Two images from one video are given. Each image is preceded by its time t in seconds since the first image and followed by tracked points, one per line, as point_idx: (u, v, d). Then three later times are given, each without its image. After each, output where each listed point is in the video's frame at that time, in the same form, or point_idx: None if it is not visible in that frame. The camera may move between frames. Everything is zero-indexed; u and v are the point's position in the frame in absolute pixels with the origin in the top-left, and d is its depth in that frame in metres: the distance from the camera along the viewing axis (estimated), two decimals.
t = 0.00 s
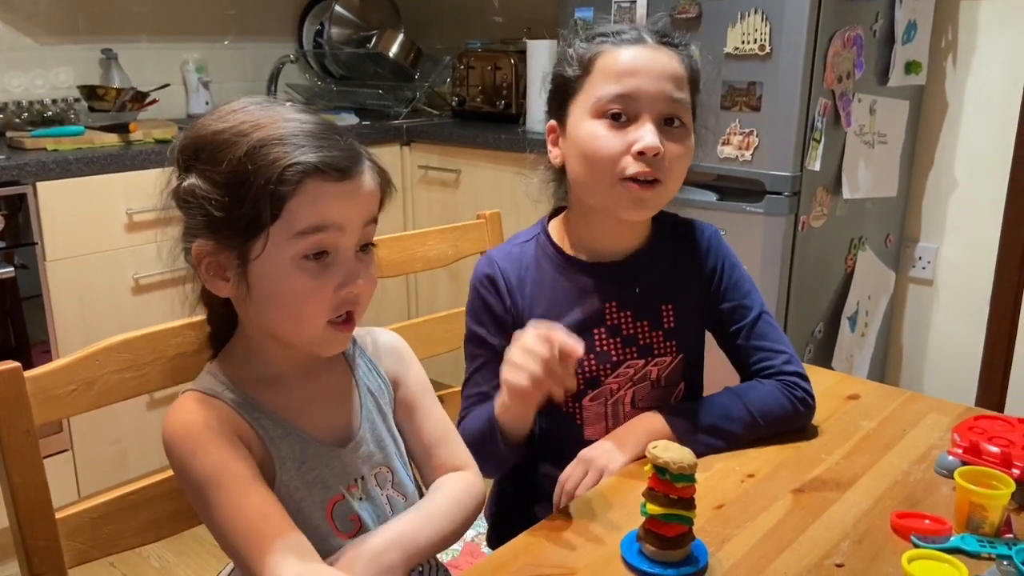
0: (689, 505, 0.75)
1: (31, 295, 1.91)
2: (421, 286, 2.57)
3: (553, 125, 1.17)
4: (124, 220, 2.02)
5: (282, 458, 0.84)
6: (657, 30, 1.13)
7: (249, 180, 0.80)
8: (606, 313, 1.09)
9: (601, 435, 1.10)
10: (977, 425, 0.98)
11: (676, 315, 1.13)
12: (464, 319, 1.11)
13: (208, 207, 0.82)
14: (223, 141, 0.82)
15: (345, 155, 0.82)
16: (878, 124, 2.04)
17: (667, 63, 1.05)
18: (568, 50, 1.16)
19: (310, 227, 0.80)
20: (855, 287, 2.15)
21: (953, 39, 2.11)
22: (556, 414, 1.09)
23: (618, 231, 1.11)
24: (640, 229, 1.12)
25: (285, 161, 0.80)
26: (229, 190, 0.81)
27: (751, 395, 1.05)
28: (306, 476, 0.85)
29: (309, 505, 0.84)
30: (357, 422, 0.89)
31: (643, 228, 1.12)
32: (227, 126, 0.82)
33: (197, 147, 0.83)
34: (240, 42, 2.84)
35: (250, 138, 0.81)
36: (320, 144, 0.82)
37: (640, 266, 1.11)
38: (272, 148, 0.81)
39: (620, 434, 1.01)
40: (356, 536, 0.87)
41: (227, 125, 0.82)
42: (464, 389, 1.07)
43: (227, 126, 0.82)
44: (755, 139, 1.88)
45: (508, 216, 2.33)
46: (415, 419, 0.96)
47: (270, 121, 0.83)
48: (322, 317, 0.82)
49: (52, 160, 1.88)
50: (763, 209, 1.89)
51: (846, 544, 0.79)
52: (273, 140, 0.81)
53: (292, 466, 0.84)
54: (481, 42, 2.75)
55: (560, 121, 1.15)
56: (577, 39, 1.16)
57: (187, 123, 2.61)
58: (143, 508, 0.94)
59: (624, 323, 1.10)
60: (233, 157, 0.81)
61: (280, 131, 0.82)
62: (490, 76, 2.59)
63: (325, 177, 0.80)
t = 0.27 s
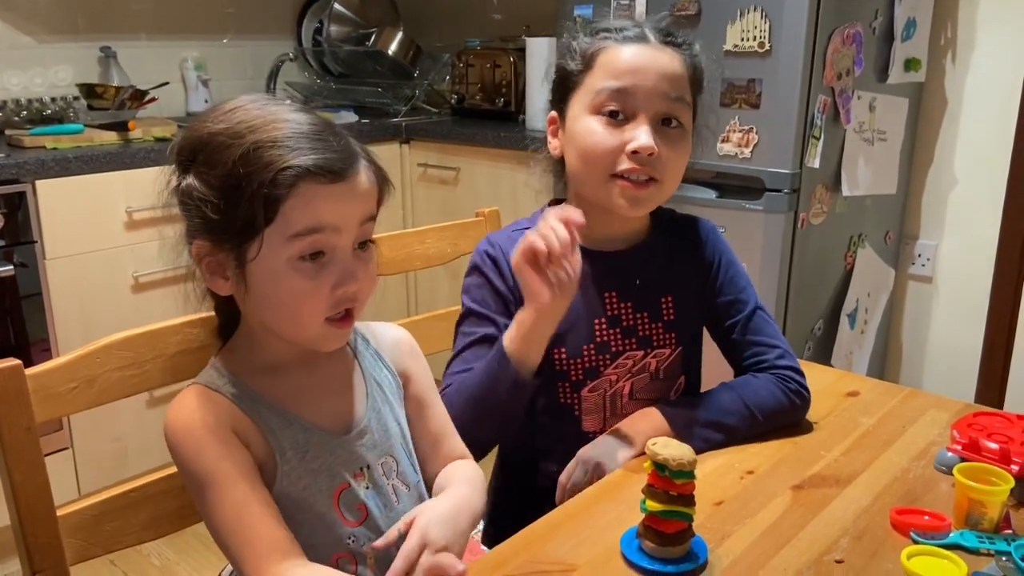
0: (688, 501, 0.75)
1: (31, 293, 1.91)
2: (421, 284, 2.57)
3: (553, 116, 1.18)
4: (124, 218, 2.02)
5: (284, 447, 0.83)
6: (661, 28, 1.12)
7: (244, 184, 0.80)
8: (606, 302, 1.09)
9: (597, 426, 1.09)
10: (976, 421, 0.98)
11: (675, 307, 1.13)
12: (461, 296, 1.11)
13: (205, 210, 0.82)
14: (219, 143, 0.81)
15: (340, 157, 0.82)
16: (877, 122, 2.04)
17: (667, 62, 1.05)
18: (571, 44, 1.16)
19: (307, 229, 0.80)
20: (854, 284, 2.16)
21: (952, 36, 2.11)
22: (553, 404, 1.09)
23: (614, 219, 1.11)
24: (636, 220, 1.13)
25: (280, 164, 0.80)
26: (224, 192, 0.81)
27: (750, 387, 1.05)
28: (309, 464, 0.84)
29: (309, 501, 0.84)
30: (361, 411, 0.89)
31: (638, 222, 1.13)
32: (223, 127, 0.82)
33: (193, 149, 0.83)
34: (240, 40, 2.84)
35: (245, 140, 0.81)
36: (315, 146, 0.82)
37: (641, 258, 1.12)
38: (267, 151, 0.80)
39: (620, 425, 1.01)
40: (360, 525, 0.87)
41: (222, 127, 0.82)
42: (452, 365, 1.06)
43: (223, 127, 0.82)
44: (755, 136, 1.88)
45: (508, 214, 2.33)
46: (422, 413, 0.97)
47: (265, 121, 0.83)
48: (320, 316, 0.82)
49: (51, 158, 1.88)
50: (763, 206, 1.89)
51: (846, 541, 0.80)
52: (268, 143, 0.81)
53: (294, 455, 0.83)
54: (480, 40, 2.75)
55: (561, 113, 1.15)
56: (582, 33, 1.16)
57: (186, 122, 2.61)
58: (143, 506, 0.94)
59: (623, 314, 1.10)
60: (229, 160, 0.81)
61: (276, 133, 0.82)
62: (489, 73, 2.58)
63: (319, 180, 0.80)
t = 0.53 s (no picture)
0: (687, 498, 0.75)
1: (29, 292, 1.90)
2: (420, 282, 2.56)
3: (561, 111, 1.17)
4: (122, 216, 2.02)
5: (280, 440, 0.83)
6: (673, 28, 1.11)
7: (244, 183, 0.80)
8: (608, 301, 1.10)
9: (598, 426, 1.09)
10: (976, 419, 0.98)
11: (677, 306, 1.13)
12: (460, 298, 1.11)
13: (206, 208, 0.83)
14: (219, 142, 0.81)
15: (340, 155, 0.82)
16: (876, 119, 2.04)
17: (677, 65, 1.04)
18: (582, 39, 1.14)
19: (308, 225, 0.79)
20: (854, 281, 2.15)
21: (951, 33, 2.11)
22: (555, 402, 1.09)
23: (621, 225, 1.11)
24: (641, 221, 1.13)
25: (280, 163, 0.79)
26: (226, 191, 0.81)
27: (751, 386, 1.05)
28: (306, 456, 0.84)
29: (308, 500, 0.84)
30: (360, 404, 0.89)
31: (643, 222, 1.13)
32: (223, 126, 0.82)
33: (195, 147, 0.83)
34: (238, 38, 2.83)
35: (246, 138, 0.81)
36: (315, 144, 0.82)
37: (642, 257, 1.12)
38: (267, 149, 0.80)
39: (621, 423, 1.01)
40: (356, 518, 0.86)
41: (224, 125, 0.82)
42: (448, 367, 1.07)
43: (224, 126, 0.82)
44: (754, 133, 1.88)
45: (507, 211, 2.33)
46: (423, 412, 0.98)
47: (265, 120, 0.82)
48: (321, 310, 0.81)
49: (49, 156, 1.88)
50: (762, 204, 1.89)
51: (845, 538, 0.79)
52: (268, 141, 0.81)
53: (291, 448, 0.83)
54: (479, 38, 2.74)
55: (568, 109, 1.15)
56: (592, 28, 1.14)
57: (184, 119, 2.61)
58: (142, 504, 0.94)
59: (625, 312, 1.10)
60: (230, 159, 0.81)
61: (277, 131, 0.82)
62: (488, 70, 2.58)
63: (319, 179, 0.80)
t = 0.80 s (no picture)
0: (686, 496, 0.74)
1: (27, 290, 1.90)
2: (419, 280, 2.56)
3: (564, 108, 1.17)
4: (121, 214, 2.01)
5: (279, 440, 0.83)
6: (679, 27, 1.10)
7: (249, 176, 0.80)
8: (608, 300, 1.10)
9: (598, 424, 1.09)
10: (974, 417, 0.98)
11: (676, 304, 1.13)
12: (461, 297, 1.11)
13: (211, 201, 0.82)
14: (226, 135, 0.81)
15: (346, 151, 0.81)
16: (875, 116, 2.04)
17: (681, 68, 1.04)
18: (587, 36, 1.13)
19: (313, 221, 0.79)
20: (852, 279, 2.15)
21: (950, 30, 2.11)
22: (556, 401, 1.09)
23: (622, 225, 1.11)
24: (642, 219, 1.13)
25: (286, 157, 0.79)
26: (231, 184, 0.81)
27: (751, 385, 1.05)
28: (304, 456, 0.84)
29: (307, 498, 0.84)
30: (360, 404, 0.89)
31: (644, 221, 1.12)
32: (230, 120, 0.82)
33: (201, 140, 0.83)
34: (236, 36, 2.83)
35: (253, 132, 0.81)
36: (321, 139, 0.81)
37: (642, 256, 1.12)
38: (273, 143, 0.80)
39: (621, 421, 1.01)
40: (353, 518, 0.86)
41: (230, 119, 0.82)
42: (452, 369, 1.06)
43: (230, 120, 0.82)
44: (753, 130, 1.87)
45: (506, 209, 2.32)
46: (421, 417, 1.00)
47: (271, 115, 0.82)
48: (324, 306, 0.81)
49: (47, 154, 1.88)
50: (762, 201, 1.89)
51: (845, 536, 0.79)
52: (274, 135, 0.81)
53: (290, 448, 0.83)
54: (478, 35, 2.74)
55: (571, 106, 1.14)
56: (598, 24, 1.14)
57: (183, 117, 2.60)
58: (140, 502, 0.93)
59: (626, 311, 1.10)
60: (236, 152, 0.80)
61: (283, 126, 0.82)
62: (487, 68, 2.58)
63: (324, 173, 0.79)
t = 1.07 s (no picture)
0: (685, 495, 0.75)
1: (27, 289, 1.90)
2: (418, 278, 2.56)
3: (564, 108, 1.17)
4: (120, 213, 2.02)
5: (281, 440, 0.83)
6: (684, 32, 1.09)
7: (252, 173, 0.80)
8: (602, 299, 1.10)
9: (593, 424, 1.09)
10: (973, 414, 0.98)
11: (671, 304, 1.13)
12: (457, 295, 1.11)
13: (212, 198, 0.82)
14: (230, 132, 0.81)
15: (349, 151, 0.81)
16: (874, 115, 2.04)
17: (683, 76, 1.03)
18: (591, 36, 1.13)
19: (313, 219, 0.79)
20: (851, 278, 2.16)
21: (949, 29, 2.11)
22: (550, 400, 1.09)
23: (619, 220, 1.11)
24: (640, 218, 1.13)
25: (289, 155, 0.79)
26: (233, 181, 0.81)
27: (748, 384, 1.05)
28: (307, 456, 0.84)
29: (308, 497, 0.84)
30: (360, 404, 0.89)
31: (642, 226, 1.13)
32: (234, 117, 0.82)
33: (205, 137, 0.83)
34: (235, 35, 2.83)
35: (256, 130, 0.81)
36: (324, 139, 0.81)
37: (636, 256, 1.12)
38: (276, 141, 0.80)
39: (619, 421, 1.01)
40: (355, 517, 0.86)
41: (235, 116, 0.82)
42: (446, 367, 1.06)
43: (235, 117, 0.82)
44: (752, 129, 1.88)
45: (505, 208, 2.32)
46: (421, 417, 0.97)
47: (275, 113, 0.82)
48: (321, 305, 0.81)
49: (47, 154, 1.88)
50: (760, 200, 1.89)
51: (843, 534, 0.80)
52: (278, 134, 0.81)
53: (291, 448, 0.83)
54: (477, 34, 2.74)
55: (572, 107, 1.14)
56: (603, 26, 1.13)
57: (182, 116, 2.60)
58: (139, 501, 0.94)
59: (620, 310, 1.10)
60: (239, 149, 0.81)
61: (286, 124, 0.82)
62: (486, 67, 2.58)
63: (326, 173, 0.79)
